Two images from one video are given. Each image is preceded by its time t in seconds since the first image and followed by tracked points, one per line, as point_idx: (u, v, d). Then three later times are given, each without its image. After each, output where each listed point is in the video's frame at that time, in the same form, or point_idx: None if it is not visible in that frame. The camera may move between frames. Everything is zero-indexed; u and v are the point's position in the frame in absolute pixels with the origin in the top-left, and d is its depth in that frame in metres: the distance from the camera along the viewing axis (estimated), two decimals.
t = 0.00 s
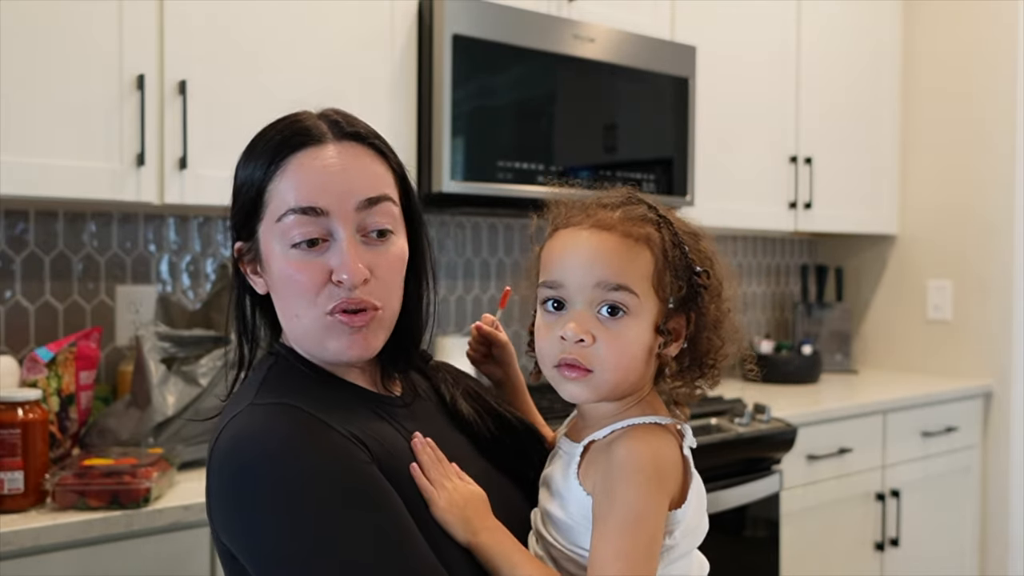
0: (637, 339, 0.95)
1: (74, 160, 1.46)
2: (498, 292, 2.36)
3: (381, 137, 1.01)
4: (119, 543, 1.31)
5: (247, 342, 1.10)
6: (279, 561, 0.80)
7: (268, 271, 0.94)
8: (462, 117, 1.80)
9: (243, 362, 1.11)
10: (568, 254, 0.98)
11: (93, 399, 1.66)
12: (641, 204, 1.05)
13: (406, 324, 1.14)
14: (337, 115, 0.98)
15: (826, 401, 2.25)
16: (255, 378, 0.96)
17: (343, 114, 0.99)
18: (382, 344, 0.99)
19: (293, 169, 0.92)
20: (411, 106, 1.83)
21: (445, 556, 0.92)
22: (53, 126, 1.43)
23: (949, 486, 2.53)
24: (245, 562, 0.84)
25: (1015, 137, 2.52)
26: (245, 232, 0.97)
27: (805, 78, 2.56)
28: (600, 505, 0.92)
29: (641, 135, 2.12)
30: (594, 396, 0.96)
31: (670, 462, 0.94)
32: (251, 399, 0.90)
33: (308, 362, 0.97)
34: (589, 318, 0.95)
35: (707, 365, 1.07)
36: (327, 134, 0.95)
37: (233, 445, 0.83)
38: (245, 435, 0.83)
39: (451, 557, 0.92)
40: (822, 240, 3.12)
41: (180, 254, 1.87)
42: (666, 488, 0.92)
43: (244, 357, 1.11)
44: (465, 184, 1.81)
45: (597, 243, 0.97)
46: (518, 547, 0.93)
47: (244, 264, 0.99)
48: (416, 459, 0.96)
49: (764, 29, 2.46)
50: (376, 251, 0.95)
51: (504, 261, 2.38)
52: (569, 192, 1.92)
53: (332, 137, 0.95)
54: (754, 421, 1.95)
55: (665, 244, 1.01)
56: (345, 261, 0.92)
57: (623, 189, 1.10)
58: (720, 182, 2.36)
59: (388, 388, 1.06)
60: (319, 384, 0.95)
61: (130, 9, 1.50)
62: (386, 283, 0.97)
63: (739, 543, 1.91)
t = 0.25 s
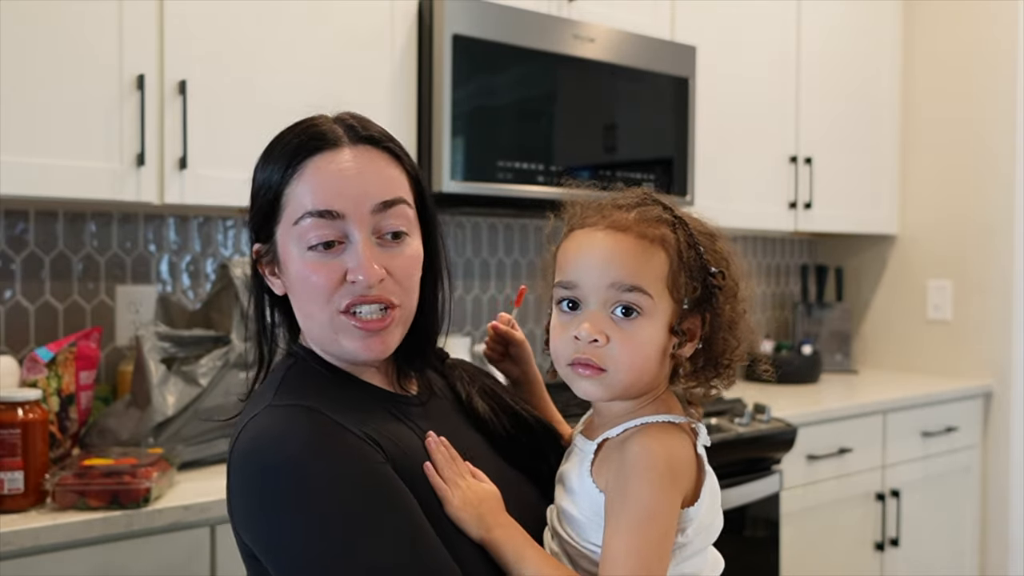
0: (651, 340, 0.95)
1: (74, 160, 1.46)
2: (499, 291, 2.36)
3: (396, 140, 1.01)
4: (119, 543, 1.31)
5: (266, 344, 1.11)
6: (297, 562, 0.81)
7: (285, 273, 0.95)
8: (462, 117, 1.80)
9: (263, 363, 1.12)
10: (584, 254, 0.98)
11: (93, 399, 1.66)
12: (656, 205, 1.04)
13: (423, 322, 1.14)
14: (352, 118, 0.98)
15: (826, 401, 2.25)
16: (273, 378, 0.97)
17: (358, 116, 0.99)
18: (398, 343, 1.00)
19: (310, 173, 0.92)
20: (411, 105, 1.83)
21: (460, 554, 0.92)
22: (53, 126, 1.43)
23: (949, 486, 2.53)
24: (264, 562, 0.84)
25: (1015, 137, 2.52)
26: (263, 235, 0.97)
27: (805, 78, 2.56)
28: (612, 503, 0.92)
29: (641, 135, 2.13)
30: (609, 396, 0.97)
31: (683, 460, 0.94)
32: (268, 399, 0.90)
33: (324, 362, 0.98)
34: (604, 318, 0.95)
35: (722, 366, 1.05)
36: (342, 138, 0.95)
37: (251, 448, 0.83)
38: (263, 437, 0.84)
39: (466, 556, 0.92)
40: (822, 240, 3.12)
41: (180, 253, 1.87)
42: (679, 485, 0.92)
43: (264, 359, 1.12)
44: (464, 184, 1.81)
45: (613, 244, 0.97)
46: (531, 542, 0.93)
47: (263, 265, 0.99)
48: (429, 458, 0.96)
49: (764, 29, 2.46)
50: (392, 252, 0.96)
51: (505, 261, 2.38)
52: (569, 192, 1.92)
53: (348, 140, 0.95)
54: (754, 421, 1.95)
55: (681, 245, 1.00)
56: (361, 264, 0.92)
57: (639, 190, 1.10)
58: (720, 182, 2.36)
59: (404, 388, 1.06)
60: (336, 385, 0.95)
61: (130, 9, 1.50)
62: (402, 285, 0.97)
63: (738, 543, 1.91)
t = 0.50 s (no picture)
0: (656, 343, 0.95)
1: (74, 160, 1.46)
2: (500, 291, 2.36)
3: (413, 147, 1.01)
4: (119, 543, 1.31)
5: (292, 344, 1.11)
6: (315, 562, 0.81)
7: (305, 276, 0.96)
8: (462, 117, 1.80)
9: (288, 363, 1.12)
10: (592, 257, 0.98)
11: (93, 399, 1.66)
12: (668, 206, 1.03)
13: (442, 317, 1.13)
14: (371, 125, 0.99)
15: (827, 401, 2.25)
16: (295, 378, 0.97)
17: (376, 123, 0.99)
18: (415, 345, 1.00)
19: (328, 179, 0.92)
20: (411, 105, 1.83)
21: (474, 552, 0.92)
22: (53, 126, 1.43)
23: (949, 486, 2.53)
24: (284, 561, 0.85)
25: (1015, 137, 2.52)
26: (284, 239, 0.98)
27: (805, 78, 2.56)
28: (622, 502, 0.92)
29: (641, 135, 2.13)
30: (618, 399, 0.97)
31: (695, 461, 0.94)
32: (288, 399, 0.92)
33: (347, 364, 0.98)
34: (609, 321, 0.95)
35: (739, 367, 1.04)
36: (359, 145, 0.95)
37: (270, 448, 0.84)
38: (282, 437, 0.85)
39: (481, 555, 0.92)
40: (822, 240, 3.11)
41: (180, 254, 1.87)
42: (690, 487, 0.92)
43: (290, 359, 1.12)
44: (464, 184, 1.81)
45: (619, 248, 0.96)
46: (540, 537, 0.93)
47: (285, 269, 1.00)
48: (444, 458, 0.96)
49: (764, 29, 2.46)
50: (409, 257, 0.95)
51: (506, 261, 2.38)
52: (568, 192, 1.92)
53: (365, 147, 0.95)
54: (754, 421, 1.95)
55: (691, 248, 0.98)
56: (377, 268, 0.92)
57: (653, 191, 1.08)
58: (720, 182, 2.36)
59: (424, 387, 1.06)
60: (357, 387, 0.96)
61: (130, 9, 1.50)
62: (420, 288, 0.97)
63: (739, 543, 1.91)
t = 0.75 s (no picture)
0: (651, 345, 0.94)
1: (74, 160, 1.46)
2: (500, 291, 2.36)
3: (431, 150, 1.00)
4: (118, 543, 1.31)
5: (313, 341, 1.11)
6: (329, 557, 0.82)
7: (323, 277, 0.96)
8: (462, 117, 1.80)
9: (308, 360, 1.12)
10: (593, 258, 0.98)
11: (94, 399, 1.66)
12: (674, 207, 1.00)
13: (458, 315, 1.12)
14: (388, 129, 0.98)
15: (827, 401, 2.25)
16: (314, 374, 0.98)
17: (394, 126, 0.99)
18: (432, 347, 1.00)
19: (346, 183, 0.92)
20: (412, 105, 1.83)
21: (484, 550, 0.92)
22: (54, 126, 1.43)
23: (949, 486, 2.53)
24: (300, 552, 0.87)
25: (1015, 138, 2.52)
26: (303, 241, 0.98)
27: (805, 78, 2.56)
28: (635, 498, 0.93)
29: (641, 135, 2.13)
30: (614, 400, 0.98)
31: (710, 461, 0.94)
32: (305, 392, 0.92)
33: (366, 363, 0.98)
34: (605, 321, 0.96)
35: (742, 373, 0.99)
36: (377, 149, 0.95)
37: (288, 442, 0.85)
38: (295, 431, 0.86)
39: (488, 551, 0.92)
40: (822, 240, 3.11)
41: (180, 254, 1.87)
42: (702, 486, 0.92)
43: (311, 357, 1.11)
44: (464, 184, 1.81)
45: (617, 249, 0.96)
46: (549, 530, 0.94)
47: (304, 267, 1.00)
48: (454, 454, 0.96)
49: (765, 29, 2.46)
50: (425, 261, 0.95)
51: (506, 261, 2.37)
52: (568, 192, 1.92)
53: (382, 150, 0.95)
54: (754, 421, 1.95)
55: (689, 249, 0.95)
56: (392, 271, 0.92)
57: (671, 191, 1.05)
58: (720, 182, 2.36)
59: (442, 385, 1.05)
60: (374, 384, 0.96)
61: (130, 9, 1.50)
62: (435, 290, 0.97)
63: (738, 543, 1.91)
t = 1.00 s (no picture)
0: (674, 340, 0.93)
1: (74, 160, 1.46)
2: (500, 291, 2.36)
3: (436, 144, 1.00)
4: (118, 543, 1.31)
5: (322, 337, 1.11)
6: (325, 546, 0.82)
7: (329, 270, 0.97)
8: (462, 117, 1.80)
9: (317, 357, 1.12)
10: (615, 255, 0.97)
11: (94, 399, 1.66)
12: (692, 205, 1.01)
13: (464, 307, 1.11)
14: (393, 125, 0.98)
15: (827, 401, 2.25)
16: (320, 368, 0.98)
17: (400, 121, 0.99)
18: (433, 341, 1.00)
19: (349, 178, 0.93)
20: (412, 105, 1.83)
21: (483, 544, 0.92)
22: (54, 126, 1.43)
23: (949, 486, 2.53)
24: (302, 543, 0.87)
25: (1015, 137, 2.52)
26: (309, 234, 0.99)
27: (804, 78, 2.56)
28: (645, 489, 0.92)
29: (641, 135, 2.13)
30: (642, 398, 0.97)
31: (722, 456, 0.92)
32: (308, 384, 0.93)
33: (373, 360, 0.98)
34: (628, 318, 0.95)
35: (766, 368, 0.99)
36: (379, 144, 0.95)
37: (286, 433, 0.86)
38: (293, 422, 0.86)
39: (487, 545, 0.92)
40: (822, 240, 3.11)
41: (180, 254, 1.87)
42: (713, 482, 0.91)
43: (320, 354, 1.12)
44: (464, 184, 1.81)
45: (638, 245, 0.95)
46: (546, 520, 0.93)
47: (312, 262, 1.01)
48: (453, 448, 0.95)
49: (765, 29, 2.46)
50: (427, 255, 0.95)
51: (506, 261, 2.37)
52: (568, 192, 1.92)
53: (385, 146, 0.95)
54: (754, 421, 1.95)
55: (709, 245, 0.95)
56: (393, 265, 0.92)
57: (685, 193, 1.06)
58: (719, 182, 2.36)
59: (448, 381, 1.05)
60: (377, 378, 0.96)
61: (130, 10, 1.50)
62: (437, 283, 0.97)
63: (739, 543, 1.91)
